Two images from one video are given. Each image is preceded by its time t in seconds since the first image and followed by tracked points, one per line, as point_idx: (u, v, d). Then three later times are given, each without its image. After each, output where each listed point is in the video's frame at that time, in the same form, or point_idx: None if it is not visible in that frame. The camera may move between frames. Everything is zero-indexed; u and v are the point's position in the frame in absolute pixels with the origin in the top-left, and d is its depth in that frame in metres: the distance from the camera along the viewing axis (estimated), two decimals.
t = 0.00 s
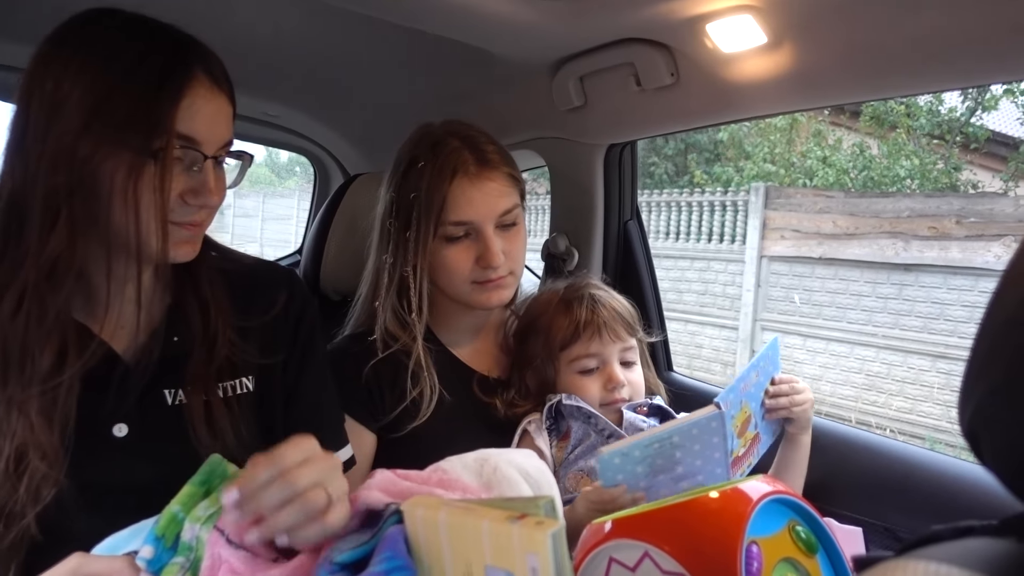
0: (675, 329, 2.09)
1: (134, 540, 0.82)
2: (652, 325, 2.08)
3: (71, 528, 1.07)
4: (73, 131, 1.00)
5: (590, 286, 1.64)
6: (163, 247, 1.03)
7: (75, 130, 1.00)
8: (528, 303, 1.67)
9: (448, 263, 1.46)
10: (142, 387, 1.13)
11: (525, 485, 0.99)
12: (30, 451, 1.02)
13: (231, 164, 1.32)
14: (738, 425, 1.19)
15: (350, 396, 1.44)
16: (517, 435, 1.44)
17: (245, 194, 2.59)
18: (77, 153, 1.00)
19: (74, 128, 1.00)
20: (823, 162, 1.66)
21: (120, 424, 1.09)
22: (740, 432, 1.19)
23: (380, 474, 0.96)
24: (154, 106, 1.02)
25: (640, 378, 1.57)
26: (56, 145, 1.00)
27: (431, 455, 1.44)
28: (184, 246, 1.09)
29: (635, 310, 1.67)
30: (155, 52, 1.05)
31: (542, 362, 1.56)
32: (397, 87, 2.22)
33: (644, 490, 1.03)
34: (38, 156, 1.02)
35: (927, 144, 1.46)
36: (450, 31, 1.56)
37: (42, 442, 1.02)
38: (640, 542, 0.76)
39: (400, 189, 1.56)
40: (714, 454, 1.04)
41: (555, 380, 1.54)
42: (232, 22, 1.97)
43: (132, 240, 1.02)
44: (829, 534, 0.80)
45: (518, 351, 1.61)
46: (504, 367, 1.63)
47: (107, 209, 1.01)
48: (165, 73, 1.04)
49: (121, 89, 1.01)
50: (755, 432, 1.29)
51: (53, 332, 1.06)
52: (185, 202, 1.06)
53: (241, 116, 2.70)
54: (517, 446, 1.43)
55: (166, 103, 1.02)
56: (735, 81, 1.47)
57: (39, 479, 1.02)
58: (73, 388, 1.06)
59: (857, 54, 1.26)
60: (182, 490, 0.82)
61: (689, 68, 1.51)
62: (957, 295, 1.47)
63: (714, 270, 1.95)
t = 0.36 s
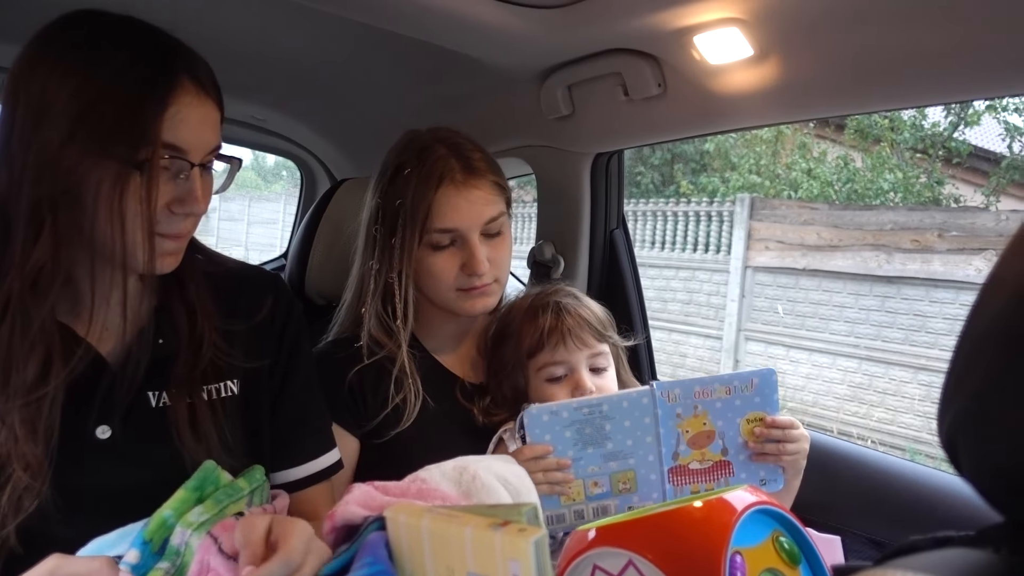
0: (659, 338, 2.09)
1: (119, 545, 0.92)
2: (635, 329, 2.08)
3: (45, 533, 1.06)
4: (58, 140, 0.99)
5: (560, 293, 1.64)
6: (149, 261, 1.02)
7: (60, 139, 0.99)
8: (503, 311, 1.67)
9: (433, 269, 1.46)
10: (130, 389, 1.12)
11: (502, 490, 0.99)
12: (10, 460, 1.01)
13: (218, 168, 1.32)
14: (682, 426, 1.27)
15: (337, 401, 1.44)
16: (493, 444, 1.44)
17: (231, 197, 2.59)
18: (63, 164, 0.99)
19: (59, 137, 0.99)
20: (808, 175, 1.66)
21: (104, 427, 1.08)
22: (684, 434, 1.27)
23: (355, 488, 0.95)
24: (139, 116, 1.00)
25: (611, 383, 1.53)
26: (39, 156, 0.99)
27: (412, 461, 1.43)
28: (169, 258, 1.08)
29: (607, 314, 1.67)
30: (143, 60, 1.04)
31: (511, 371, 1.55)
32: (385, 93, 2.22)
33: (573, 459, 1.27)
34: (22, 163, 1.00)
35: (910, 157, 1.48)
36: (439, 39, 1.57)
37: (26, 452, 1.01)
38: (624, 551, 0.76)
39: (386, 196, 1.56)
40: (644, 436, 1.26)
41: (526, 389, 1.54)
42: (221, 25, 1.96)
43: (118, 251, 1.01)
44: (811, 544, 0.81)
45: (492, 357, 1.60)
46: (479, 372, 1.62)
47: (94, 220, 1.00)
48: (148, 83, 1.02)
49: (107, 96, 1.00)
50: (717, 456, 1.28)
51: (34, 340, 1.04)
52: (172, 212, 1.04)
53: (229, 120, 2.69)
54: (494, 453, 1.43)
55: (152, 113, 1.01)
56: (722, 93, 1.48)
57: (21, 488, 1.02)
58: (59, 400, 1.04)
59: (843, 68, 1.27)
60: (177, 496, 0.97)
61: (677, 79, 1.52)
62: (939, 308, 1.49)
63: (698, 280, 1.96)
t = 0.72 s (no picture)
0: (647, 339, 2.10)
1: (104, 544, 0.91)
2: (623, 329, 2.09)
3: (28, 530, 1.05)
4: (12, 129, 0.97)
5: (547, 295, 1.63)
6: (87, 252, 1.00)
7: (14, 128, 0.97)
8: (493, 310, 1.67)
9: (425, 269, 1.46)
10: (109, 385, 1.10)
11: (490, 491, 0.98)
12: None
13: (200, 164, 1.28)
14: (697, 449, 1.19)
15: (324, 399, 1.43)
16: (483, 443, 1.43)
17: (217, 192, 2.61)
18: (19, 153, 0.98)
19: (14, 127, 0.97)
20: (795, 178, 1.68)
21: (89, 425, 1.07)
22: (697, 455, 1.19)
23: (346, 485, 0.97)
24: (73, 104, 0.97)
25: (599, 385, 1.53)
26: None
27: (400, 460, 1.42)
28: (124, 254, 1.04)
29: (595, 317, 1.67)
30: (100, 48, 1.01)
31: (499, 372, 1.56)
32: (375, 90, 2.21)
33: (581, 487, 1.18)
34: None
35: (898, 162, 1.49)
36: (430, 37, 1.56)
37: None
38: (614, 550, 0.75)
39: (378, 194, 1.55)
40: (656, 463, 1.18)
41: (513, 391, 1.54)
42: (211, 20, 1.95)
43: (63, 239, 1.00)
44: (797, 543, 0.82)
45: (480, 356, 1.61)
46: (468, 372, 1.62)
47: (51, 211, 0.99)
48: (93, 68, 0.99)
49: (63, 85, 0.98)
50: (727, 471, 1.25)
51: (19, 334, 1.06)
52: (122, 205, 1.01)
53: (219, 116, 2.67)
54: (482, 454, 1.43)
55: (89, 97, 0.98)
56: (713, 95, 1.48)
57: None
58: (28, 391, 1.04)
59: (834, 72, 1.28)
60: (162, 496, 0.94)
61: (668, 80, 1.52)
62: (924, 312, 1.50)
63: (687, 281, 1.98)
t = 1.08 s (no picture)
0: (641, 336, 2.11)
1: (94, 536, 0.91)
2: (618, 326, 2.09)
3: (22, 523, 1.05)
4: None
5: (546, 290, 1.63)
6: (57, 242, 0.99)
7: None
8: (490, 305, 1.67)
9: (430, 263, 1.45)
10: (97, 378, 1.09)
11: (486, 485, 0.99)
12: None
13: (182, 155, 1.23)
14: (690, 449, 1.20)
15: (318, 390, 1.43)
16: (478, 437, 1.43)
17: (213, 187, 2.63)
18: None
19: None
20: (791, 176, 1.69)
21: (78, 417, 1.06)
22: (692, 455, 1.21)
23: (349, 478, 0.99)
24: (47, 97, 0.97)
25: (596, 381, 1.53)
26: None
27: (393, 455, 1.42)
28: (107, 245, 1.03)
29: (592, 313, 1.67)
30: (78, 40, 1.01)
31: (496, 366, 1.57)
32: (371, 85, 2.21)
33: (577, 485, 1.18)
34: None
35: (893, 162, 1.50)
36: (425, 31, 1.56)
37: None
38: (609, 544, 0.75)
39: (383, 192, 1.54)
40: (652, 463, 1.19)
41: (510, 385, 1.55)
42: (207, 13, 1.94)
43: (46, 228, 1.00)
44: (794, 543, 0.82)
45: (477, 350, 1.62)
46: (465, 366, 1.62)
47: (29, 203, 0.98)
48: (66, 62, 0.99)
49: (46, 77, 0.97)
50: (721, 471, 1.26)
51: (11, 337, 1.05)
52: (101, 197, 1.00)
53: (214, 109, 2.66)
54: (477, 449, 1.43)
55: (61, 86, 0.98)
56: (709, 93, 1.48)
57: None
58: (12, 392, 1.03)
59: (831, 71, 1.28)
60: (151, 487, 0.94)
61: (665, 78, 1.52)
62: (917, 311, 1.51)
63: (682, 279, 1.97)
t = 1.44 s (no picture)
0: (642, 332, 2.11)
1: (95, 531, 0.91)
2: (621, 324, 2.08)
3: (25, 517, 1.05)
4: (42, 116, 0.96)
5: (549, 286, 1.63)
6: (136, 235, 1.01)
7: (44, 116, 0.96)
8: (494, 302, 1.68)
9: (437, 260, 1.45)
10: (98, 368, 1.11)
11: (480, 481, 0.99)
12: None
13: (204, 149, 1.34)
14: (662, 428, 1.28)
15: (320, 384, 1.42)
16: (479, 433, 1.42)
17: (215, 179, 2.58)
18: (46, 144, 0.96)
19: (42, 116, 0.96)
20: (794, 173, 1.69)
21: (77, 410, 1.07)
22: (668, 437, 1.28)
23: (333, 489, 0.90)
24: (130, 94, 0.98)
25: (599, 377, 1.53)
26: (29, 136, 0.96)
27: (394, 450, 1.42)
28: (159, 229, 1.07)
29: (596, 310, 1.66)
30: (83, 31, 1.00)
31: (500, 362, 1.57)
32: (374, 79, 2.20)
33: (576, 472, 1.19)
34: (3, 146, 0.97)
35: (896, 159, 1.49)
36: (428, 25, 1.55)
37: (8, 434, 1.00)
38: (622, 549, 0.75)
39: (389, 186, 1.54)
40: (637, 436, 1.27)
41: (513, 381, 1.55)
42: (211, 7, 1.93)
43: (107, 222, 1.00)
44: (804, 546, 0.83)
45: (480, 346, 1.62)
46: (467, 362, 1.63)
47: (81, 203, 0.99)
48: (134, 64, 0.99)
49: (99, 74, 0.97)
50: (697, 467, 1.26)
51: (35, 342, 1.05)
52: (164, 186, 1.04)
53: (216, 103, 2.65)
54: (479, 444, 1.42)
55: (117, 84, 0.97)
56: (715, 89, 1.48)
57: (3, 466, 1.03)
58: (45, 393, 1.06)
59: (837, 68, 1.27)
60: (152, 481, 0.94)
61: (669, 74, 1.51)
62: (918, 309, 1.52)
63: (683, 275, 1.97)
